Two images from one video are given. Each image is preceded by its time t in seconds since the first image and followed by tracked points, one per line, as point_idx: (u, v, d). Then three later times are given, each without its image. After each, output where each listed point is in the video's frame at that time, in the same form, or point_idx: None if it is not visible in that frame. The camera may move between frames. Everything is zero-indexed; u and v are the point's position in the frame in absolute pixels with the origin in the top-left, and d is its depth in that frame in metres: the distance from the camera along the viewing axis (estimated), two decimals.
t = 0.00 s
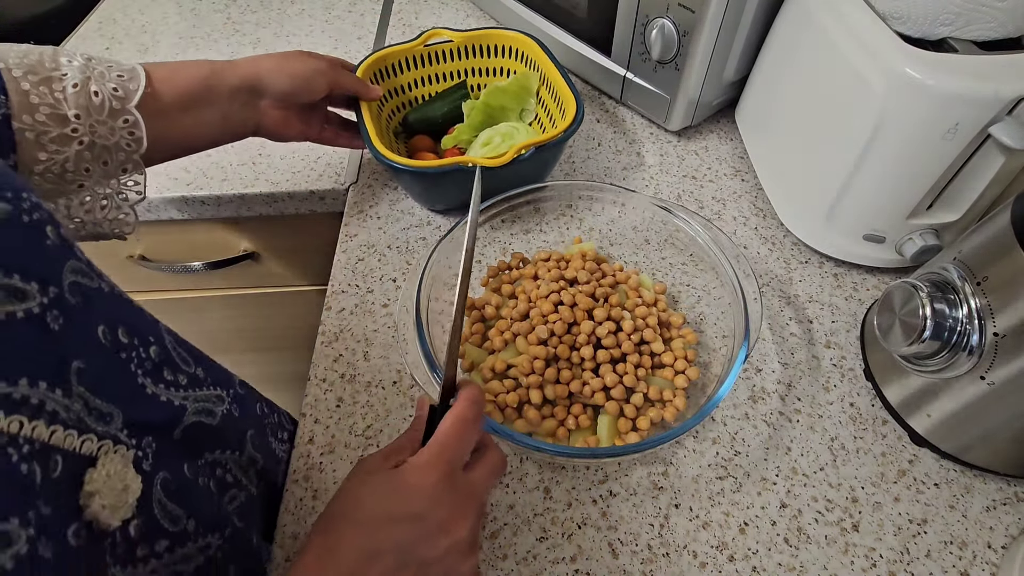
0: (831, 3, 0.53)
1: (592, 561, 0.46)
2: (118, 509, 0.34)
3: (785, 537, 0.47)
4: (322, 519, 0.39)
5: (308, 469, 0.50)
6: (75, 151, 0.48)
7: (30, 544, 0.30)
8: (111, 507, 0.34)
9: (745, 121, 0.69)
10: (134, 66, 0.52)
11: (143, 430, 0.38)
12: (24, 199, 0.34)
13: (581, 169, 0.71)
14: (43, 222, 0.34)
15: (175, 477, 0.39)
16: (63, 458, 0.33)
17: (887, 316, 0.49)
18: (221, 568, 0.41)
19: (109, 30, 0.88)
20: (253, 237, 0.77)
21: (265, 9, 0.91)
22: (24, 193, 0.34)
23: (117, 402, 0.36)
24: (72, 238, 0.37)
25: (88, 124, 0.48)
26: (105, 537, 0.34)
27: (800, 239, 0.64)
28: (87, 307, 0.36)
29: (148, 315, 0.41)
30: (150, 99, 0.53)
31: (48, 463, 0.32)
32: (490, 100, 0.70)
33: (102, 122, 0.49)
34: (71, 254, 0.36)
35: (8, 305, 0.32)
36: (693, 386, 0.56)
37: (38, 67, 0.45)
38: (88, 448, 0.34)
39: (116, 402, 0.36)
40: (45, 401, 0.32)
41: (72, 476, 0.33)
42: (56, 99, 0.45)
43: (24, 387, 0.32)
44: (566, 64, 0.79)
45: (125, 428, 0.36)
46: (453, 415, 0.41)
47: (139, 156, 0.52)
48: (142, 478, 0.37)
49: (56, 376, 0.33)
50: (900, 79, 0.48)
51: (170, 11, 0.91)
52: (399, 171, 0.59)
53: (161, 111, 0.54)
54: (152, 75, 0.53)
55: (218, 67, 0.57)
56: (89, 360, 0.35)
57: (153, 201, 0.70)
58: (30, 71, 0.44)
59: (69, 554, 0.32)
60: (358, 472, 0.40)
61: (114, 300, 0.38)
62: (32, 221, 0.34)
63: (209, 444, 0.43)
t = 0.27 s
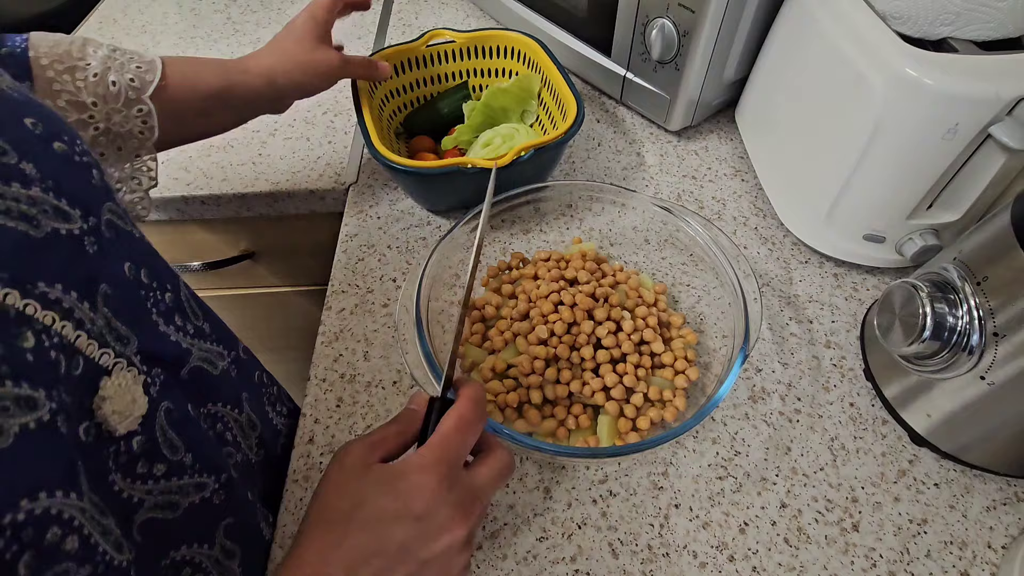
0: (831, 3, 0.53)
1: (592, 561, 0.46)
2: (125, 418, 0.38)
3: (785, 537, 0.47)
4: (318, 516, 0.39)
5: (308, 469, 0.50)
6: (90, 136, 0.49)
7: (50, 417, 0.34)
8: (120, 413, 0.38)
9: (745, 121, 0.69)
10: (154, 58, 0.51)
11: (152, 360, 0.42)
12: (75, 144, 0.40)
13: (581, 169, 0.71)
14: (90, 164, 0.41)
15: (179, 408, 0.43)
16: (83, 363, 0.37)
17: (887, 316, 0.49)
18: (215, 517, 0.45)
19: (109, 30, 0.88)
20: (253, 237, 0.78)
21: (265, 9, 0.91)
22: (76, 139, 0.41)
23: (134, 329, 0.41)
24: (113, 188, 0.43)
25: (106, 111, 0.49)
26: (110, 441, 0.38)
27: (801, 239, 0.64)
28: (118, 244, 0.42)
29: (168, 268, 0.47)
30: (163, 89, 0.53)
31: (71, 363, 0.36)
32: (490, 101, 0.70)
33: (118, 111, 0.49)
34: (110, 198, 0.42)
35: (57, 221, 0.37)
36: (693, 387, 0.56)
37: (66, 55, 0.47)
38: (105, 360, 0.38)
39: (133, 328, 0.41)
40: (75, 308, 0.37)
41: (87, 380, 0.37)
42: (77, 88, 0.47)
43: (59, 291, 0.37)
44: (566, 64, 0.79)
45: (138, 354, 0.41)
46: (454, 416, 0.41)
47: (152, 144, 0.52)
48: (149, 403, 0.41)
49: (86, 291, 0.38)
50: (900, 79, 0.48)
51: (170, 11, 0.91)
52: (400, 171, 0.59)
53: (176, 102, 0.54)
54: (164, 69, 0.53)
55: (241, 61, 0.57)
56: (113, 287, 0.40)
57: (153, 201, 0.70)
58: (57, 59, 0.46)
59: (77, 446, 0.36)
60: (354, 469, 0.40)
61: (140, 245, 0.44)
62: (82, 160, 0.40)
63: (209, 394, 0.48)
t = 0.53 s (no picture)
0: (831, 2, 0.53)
1: (592, 561, 0.46)
2: (125, 369, 0.39)
3: (785, 537, 0.47)
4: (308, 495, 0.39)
5: (308, 469, 0.50)
6: (157, 106, 0.51)
7: (51, 354, 0.35)
8: (120, 363, 0.38)
9: (745, 121, 0.69)
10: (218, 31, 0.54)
11: (154, 321, 0.43)
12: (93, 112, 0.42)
13: (581, 169, 0.71)
14: (106, 132, 0.42)
15: (177, 369, 0.43)
16: (87, 313, 0.38)
17: (887, 316, 0.49)
18: (209, 479, 0.45)
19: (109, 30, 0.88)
20: (254, 237, 0.78)
21: (265, 10, 0.91)
22: (96, 110, 0.42)
23: (138, 289, 0.42)
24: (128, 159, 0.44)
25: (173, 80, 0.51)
26: (111, 390, 0.38)
27: (800, 239, 0.63)
28: (128, 208, 0.43)
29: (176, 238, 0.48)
30: (225, 64, 0.55)
31: (76, 311, 0.37)
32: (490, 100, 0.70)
33: (183, 83, 0.51)
34: (125, 166, 0.43)
35: (70, 179, 0.39)
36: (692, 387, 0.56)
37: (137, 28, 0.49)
38: (107, 313, 0.39)
39: (137, 288, 0.42)
40: (82, 261, 0.38)
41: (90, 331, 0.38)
42: (146, 60, 0.49)
43: (67, 242, 0.37)
44: (566, 64, 0.79)
45: (142, 312, 0.42)
46: (448, 401, 0.41)
47: (213, 116, 0.54)
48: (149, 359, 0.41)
49: (94, 248, 0.39)
50: (900, 78, 0.48)
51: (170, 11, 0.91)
52: (400, 171, 0.59)
53: (245, 81, 0.57)
54: (232, 44, 0.56)
55: (305, 59, 0.59)
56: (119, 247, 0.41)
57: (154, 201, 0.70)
58: (129, 31, 0.49)
59: (77, 390, 0.36)
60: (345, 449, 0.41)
61: (150, 214, 0.45)
62: (98, 129, 0.42)
63: (209, 360, 0.48)
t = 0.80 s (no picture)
0: (831, 3, 0.53)
1: (591, 561, 0.46)
2: (119, 345, 0.39)
3: (785, 537, 0.47)
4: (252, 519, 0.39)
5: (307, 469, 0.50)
6: (193, 94, 0.53)
7: (44, 327, 0.36)
8: (114, 339, 0.39)
9: (745, 121, 0.69)
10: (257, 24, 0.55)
11: (153, 299, 0.43)
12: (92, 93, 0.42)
13: (581, 169, 0.71)
14: (104, 112, 0.42)
15: (174, 348, 0.43)
16: (83, 288, 0.38)
17: (887, 316, 0.49)
18: (212, 466, 0.45)
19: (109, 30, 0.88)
20: (253, 237, 0.78)
21: (265, 9, 0.91)
22: (93, 90, 0.42)
23: (136, 267, 0.42)
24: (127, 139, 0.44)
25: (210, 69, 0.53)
26: (107, 365, 0.39)
27: (800, 239, 0.64)
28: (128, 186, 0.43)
29: (174, 218, 0.48)
30: (264, 56, 0.56)
31: (71, 286, 0.38)
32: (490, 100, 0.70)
33: (219, 72, 0.53)
34: (123, 146, 0.43)
35: (66, 156, 0.38)
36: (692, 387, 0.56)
37: (179, 15, 0.51)
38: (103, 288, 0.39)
39: (136, 266, 0.42)
40: (79, 238, 0.38)
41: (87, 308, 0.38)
42: (187, 48, 0.51)
43: (64, 218, 0.38)
44: (566, 64, 0.79)
45: (139, 290, 0.42)
46: (416, 434, 0.41)
47: (248, 105, 0.56)
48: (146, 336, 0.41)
49: (92, 224, 0.39)
50: (899, 78, 0.48)
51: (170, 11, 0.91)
52: (400, 170, 0.59)
53: (282, 75, 0.58)
54: (272, 36, 0.57)
55: (340, 60, 0.60)
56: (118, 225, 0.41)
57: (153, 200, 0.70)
58: (172, 18, 0.50)
59: (72, 363, 0.37)
60: (295, 474, 0.40)
61: (151, 195, 0.45)
62: (95, 109, 0.41)
63: (208, 340, 0.48)
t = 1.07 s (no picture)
0: (831, 3, 0.53)
1: (591, 561, 0.46)
2: (113, 342, 0.39)
3: (785, 537, 0.47)
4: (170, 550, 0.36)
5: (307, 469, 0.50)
6: (192, 93, 0.53)
7: (32, 325, 0.36)
8: (108, 336, 0.39)
9: (745, 121, 0.69)
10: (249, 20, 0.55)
11: (149, 296, 0.43)
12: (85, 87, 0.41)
13: (581, 169, 0.71)
14: (98, 107, 0.42)
15: (171, 343, 0.43)
16: (75, 285, 0.38)
17: (887, 317, 0.49)
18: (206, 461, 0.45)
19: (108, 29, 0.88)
20: (254, 236, 0.78)
21: (265, 9, 0.91)
22: (87, 84, 0.42)
23: (130, 263, 0.42)
24: (123, 134, 0.44)
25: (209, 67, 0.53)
26: (101, 361, 0.39)
27: (800, 239, 0.64)
28: (121, 181, 0.43)
29: (167, 212, 0.47)
30: (263, 57, 0.56)
31: (64, 282, 0.38)
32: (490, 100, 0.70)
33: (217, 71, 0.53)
34: (118, 141, 0.43)
35: (58, 152, 0.38)
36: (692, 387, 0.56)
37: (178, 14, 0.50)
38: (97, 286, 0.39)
39: (129, 261, 0.42)
40: (70, 234, 0.38)
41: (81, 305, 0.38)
42: (186, 47, 0.51)
43: (54, 215, 0.38)
44: (566, 64, 0.79)
45: (134, 286, 0.42)
46: (364, 457, 0.38)
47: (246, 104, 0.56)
48: (142, 332, 0.41)
49: (84, 220, 0.39)
50: (900, 78, 0.48)
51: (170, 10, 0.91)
52: (399, 171, 0.59)
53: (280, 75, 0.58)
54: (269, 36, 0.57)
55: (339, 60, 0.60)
56: (110, 219, 0.41)
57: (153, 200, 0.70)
58: (171, 18, 0.50)
59: (64, 360, 0.37)
60: (222, 500, 0.36)
61: (145, 190, 0.45)
62: (89, 104, 0.41)
63: (208, 332, 0.48)
